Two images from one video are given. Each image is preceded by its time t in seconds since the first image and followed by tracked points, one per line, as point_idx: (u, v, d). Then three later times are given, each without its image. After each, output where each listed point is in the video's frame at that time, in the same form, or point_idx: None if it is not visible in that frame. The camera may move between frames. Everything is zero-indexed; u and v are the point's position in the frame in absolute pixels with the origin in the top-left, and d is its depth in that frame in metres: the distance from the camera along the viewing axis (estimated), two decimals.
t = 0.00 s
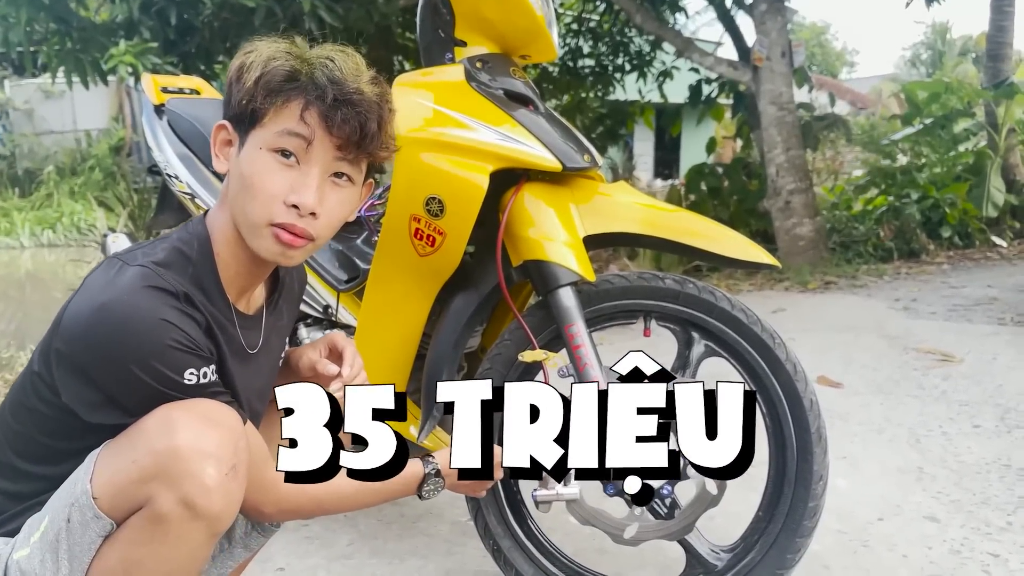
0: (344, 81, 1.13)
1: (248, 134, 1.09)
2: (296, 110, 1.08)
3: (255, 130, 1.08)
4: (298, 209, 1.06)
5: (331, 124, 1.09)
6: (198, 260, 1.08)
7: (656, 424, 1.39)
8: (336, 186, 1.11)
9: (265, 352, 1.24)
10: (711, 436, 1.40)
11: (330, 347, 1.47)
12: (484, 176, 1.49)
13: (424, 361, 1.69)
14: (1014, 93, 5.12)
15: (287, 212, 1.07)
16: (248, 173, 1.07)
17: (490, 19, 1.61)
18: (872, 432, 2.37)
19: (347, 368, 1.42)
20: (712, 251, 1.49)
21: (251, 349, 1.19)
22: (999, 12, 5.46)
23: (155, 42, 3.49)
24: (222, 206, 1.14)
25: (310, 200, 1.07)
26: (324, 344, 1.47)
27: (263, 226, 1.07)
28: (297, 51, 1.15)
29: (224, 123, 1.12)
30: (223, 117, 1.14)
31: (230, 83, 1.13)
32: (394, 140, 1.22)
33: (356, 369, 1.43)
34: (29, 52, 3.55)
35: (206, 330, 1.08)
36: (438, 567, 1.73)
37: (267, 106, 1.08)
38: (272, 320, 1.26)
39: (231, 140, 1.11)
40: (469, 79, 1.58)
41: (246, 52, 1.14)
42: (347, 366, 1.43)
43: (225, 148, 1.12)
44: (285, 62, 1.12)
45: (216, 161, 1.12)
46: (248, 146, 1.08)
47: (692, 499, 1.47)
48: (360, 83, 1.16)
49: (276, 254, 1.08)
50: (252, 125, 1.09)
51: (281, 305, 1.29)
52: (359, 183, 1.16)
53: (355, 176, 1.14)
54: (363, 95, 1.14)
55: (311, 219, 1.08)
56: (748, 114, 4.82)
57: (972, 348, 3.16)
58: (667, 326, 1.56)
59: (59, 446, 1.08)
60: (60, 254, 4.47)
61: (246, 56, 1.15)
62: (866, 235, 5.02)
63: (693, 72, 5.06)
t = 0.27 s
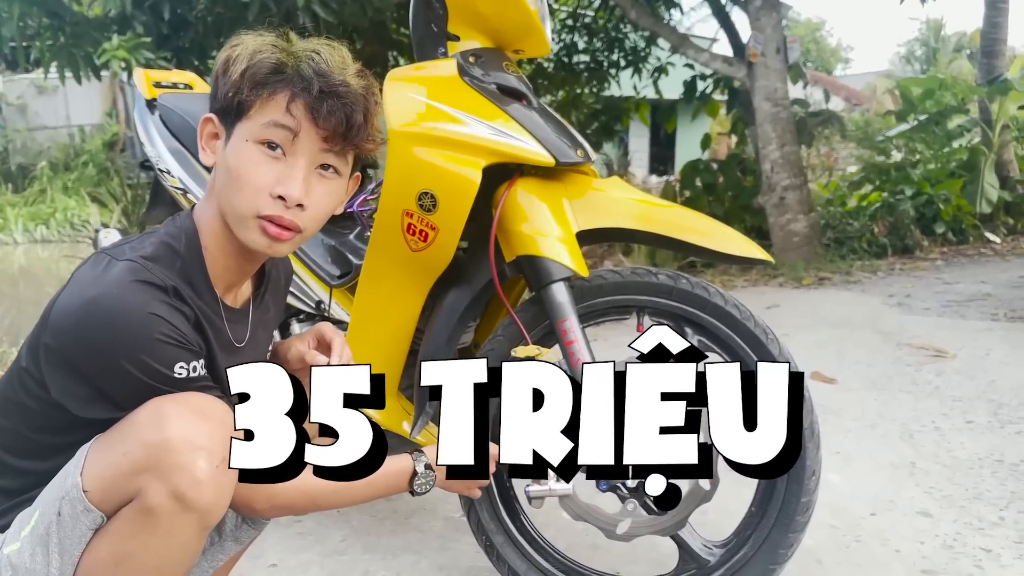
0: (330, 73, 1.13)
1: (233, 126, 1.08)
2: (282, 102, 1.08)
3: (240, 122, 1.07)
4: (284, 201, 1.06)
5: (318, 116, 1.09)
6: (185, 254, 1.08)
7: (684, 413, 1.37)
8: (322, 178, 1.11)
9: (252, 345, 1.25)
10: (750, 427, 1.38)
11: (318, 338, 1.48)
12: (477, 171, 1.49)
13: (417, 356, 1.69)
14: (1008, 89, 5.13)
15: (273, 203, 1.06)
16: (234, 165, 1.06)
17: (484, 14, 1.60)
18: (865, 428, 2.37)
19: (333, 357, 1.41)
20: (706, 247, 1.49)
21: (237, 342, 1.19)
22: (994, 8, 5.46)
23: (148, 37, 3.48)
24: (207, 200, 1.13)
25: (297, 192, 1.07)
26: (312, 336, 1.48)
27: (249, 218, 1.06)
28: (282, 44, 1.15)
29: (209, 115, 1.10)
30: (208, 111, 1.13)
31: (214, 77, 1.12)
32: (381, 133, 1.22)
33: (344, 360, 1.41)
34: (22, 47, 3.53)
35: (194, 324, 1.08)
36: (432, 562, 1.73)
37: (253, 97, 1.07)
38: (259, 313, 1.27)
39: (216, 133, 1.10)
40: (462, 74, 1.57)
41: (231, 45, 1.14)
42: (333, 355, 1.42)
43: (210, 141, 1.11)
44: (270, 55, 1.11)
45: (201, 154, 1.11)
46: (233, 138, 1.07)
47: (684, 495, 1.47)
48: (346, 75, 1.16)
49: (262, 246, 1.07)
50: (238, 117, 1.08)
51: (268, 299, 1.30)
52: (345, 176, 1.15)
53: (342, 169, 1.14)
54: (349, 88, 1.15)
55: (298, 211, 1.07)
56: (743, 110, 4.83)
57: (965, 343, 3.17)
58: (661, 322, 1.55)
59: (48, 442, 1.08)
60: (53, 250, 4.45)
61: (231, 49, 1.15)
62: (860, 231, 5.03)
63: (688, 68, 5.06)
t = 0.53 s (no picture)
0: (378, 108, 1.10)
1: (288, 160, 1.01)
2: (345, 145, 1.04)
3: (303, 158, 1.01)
4: (332, 240, 1.10)
5: (373, 162, 1.09)
6: (166, 249, 1.06)
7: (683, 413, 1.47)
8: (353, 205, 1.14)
9: (230, 330, 1.23)
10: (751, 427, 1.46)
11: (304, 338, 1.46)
12: (467, 166, 1.48)
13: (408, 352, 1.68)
14: (1001, 86, 5.13)
15: (322, 244, 1.09)
16: (286, 202, 1.03)
17: (475, 8, 1.58)
18: (857, 424, 2.38)
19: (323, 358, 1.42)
20: (698, 243, 1.48)
21: (216, 330, 1.17)
22: (987, 5, 5.47)
23: (139, 31, 3.46)
24: (221, 209, 1.07)
25: (336, 230, 1.10)
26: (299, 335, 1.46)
27: (290, 252, 1.07)
28: (330, 58, 1.06)
29: (258, 135, 1.00)
30: (247, 143, 1.00)
31: (257, 81, 0.99)
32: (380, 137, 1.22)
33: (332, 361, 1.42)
34: (12, 41, 3.50)
35: (174, 319, 1.06)
36: (422, 559, 1.73)
37: (324, 155, 1.02)
38: (232, 301, 1.24)
39: (263, 172, 1.02)
40: (453, 68, 1.56)
41: (279, 72, 0.99)
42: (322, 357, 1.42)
43: (250, 161, 1.01)
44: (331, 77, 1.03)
45: (234, 172, 1.02)
46: (291, 175, 1.02)
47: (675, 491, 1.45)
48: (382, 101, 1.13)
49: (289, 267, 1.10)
50: (301, 168, 1.02)
51: (240, 279, 1.27)
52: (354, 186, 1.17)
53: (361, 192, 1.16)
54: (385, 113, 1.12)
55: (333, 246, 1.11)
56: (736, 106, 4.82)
57: (956, 339, 3.18)
58: (652, 318, 1.55)
59: (30, 440, 1.08)
60: (43, 245, 4.43)
61: (274, 49, 1.02)
62: (853, 227, 5.04)
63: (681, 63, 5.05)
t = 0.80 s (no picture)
0: (388, 149, 1.17)
1: (311, 207, 1.08)
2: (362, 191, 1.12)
3: (324, 203, 1.08)
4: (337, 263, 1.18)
5: (382, 195, 1.16)
6: (181, 263, 1.12)
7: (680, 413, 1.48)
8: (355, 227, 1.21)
9: (224, 332, 1.28)
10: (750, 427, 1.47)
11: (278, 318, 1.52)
12: (461, 164, 1.48)
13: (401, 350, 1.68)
14: (993, 84, 5.15)
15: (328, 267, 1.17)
16: (302, 239, 1.10)
17: (469, 4, 1.58)
18: (849, 421, 2.39)
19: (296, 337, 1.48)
20: (692, 241, 1.48)
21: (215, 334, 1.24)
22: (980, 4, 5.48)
23: (132, 27, 3.44)
24: (233, 233, 1.11)
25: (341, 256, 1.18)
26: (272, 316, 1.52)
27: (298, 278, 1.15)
28: (349, 105, 1.10)
29: (282, 181, 1.05)
30: (270, 184, 1.06)
31: (287, 131, 1.03)
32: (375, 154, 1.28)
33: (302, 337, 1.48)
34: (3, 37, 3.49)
35: (191, 331, 1.13)
36: (416, 557, 1.73)
37: (343, 195, 1.09)
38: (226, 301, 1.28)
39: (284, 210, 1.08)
40: (446, 65, 1.55)
41: (303, 119, 1.04)
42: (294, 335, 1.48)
43: (271, 202, 1.07)
44: (353, 127, 1.09)
45: (256, 212, 1.07)
46: (310, 217, 1.09)
47: (667, 489, 1.48)
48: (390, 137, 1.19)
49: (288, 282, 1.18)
50: (320, 208, 1.08)
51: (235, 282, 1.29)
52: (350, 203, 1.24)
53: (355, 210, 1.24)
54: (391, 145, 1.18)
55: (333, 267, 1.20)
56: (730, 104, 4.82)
57: (948, 337, 3.19)
58: (646, 315, 1.55)
59: (41, 446, 1.15)
60: (35, 242, 4.41)
61: (302, 97, 1.05)
62: (846, 225, 5.06)
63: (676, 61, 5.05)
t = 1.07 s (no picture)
0: (415, 163, 1.17)
1: (338, 220, 1.08)
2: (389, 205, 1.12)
3: (351, 216, 1.09)
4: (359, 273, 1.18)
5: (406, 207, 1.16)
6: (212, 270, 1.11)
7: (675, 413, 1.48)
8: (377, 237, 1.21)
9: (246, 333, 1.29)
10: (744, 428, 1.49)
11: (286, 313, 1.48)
12: (455, 160, 1.48)
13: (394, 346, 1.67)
14: (986, 83, 5.16)
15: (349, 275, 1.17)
16: (328, 250, 1.11)
17: None
18: (841, 418, 2.39)
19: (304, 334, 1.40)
20: (686, 237, 1.48)
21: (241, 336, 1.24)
22: (973, 2, 5.49)
23: (123, 21, 3.42)
24: (259, 241, 1.11)
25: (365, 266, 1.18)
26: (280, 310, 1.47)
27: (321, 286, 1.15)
28: (377, 120, 1.10)
29: (310, 193, 1.05)
30: (295, 192, 1.06)
31: (316, 144, 1.03)
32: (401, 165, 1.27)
33: (314, 336, 1.41)
34: None
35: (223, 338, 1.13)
36: (408, 553, 1.72)
37: (368, 207, 1.09)
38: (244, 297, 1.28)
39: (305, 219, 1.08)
40: (440, 60, 1.55)
41: (330, 132, 1.04)
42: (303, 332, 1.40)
43: (298, 213, 1.07)
44: (381, 141, 1.09)
45: (282, 222, 1.07)
46: (336, 228, 1.09)
47: (661, 485, 1.47)
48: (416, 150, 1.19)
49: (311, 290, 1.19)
50: (344, 219, 1.09)
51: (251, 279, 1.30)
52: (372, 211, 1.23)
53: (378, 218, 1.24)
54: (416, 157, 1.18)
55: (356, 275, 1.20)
56: (724, 102, 4.82)
57: (940, 335, 3.21)
58: (639, 312, 1.55)
59: (55, 437, 1.14)
60: (25, 238, 4.38)
61: (331, 110, 1.05)
62: (838, 223, 5.08)
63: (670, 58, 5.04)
